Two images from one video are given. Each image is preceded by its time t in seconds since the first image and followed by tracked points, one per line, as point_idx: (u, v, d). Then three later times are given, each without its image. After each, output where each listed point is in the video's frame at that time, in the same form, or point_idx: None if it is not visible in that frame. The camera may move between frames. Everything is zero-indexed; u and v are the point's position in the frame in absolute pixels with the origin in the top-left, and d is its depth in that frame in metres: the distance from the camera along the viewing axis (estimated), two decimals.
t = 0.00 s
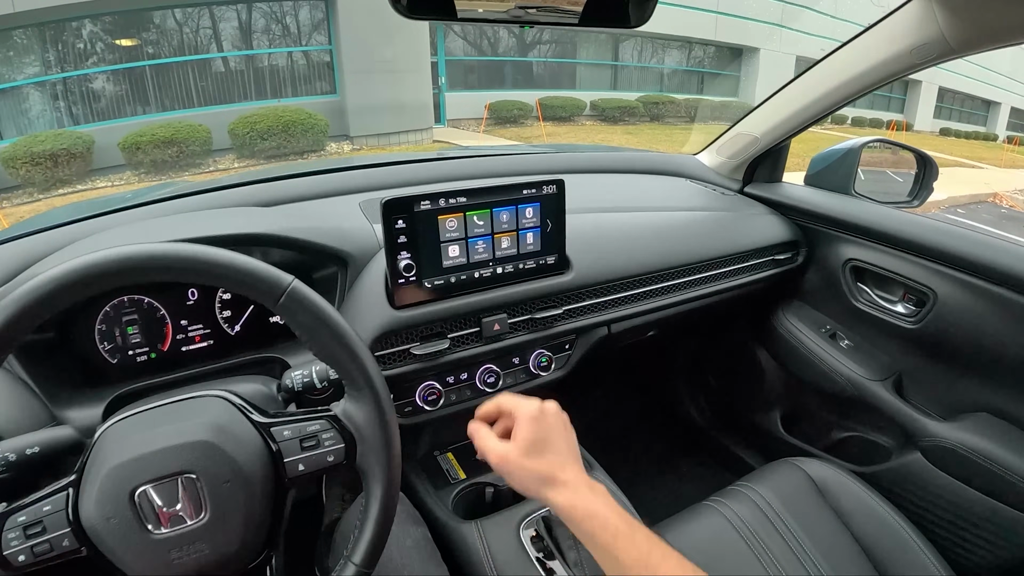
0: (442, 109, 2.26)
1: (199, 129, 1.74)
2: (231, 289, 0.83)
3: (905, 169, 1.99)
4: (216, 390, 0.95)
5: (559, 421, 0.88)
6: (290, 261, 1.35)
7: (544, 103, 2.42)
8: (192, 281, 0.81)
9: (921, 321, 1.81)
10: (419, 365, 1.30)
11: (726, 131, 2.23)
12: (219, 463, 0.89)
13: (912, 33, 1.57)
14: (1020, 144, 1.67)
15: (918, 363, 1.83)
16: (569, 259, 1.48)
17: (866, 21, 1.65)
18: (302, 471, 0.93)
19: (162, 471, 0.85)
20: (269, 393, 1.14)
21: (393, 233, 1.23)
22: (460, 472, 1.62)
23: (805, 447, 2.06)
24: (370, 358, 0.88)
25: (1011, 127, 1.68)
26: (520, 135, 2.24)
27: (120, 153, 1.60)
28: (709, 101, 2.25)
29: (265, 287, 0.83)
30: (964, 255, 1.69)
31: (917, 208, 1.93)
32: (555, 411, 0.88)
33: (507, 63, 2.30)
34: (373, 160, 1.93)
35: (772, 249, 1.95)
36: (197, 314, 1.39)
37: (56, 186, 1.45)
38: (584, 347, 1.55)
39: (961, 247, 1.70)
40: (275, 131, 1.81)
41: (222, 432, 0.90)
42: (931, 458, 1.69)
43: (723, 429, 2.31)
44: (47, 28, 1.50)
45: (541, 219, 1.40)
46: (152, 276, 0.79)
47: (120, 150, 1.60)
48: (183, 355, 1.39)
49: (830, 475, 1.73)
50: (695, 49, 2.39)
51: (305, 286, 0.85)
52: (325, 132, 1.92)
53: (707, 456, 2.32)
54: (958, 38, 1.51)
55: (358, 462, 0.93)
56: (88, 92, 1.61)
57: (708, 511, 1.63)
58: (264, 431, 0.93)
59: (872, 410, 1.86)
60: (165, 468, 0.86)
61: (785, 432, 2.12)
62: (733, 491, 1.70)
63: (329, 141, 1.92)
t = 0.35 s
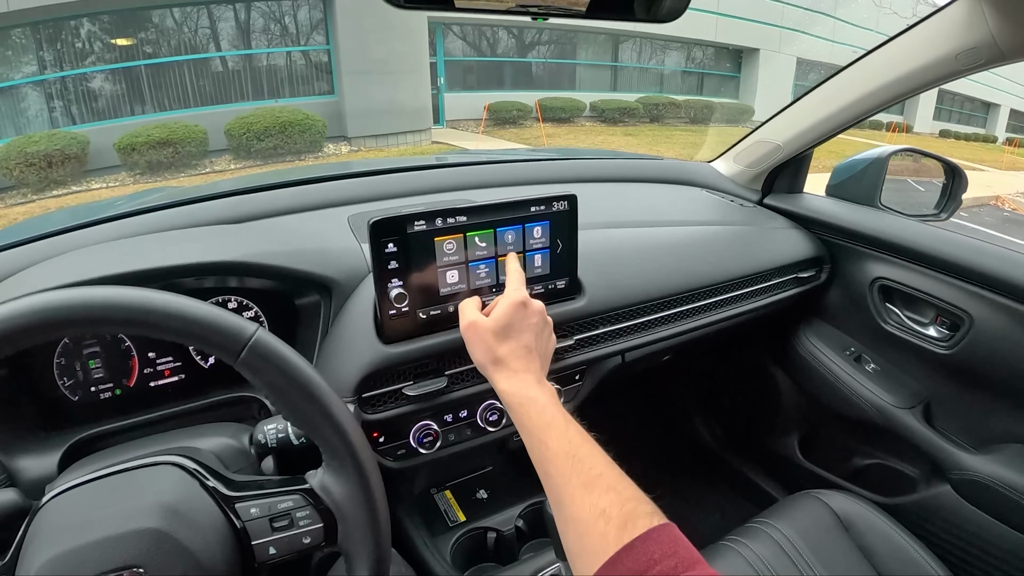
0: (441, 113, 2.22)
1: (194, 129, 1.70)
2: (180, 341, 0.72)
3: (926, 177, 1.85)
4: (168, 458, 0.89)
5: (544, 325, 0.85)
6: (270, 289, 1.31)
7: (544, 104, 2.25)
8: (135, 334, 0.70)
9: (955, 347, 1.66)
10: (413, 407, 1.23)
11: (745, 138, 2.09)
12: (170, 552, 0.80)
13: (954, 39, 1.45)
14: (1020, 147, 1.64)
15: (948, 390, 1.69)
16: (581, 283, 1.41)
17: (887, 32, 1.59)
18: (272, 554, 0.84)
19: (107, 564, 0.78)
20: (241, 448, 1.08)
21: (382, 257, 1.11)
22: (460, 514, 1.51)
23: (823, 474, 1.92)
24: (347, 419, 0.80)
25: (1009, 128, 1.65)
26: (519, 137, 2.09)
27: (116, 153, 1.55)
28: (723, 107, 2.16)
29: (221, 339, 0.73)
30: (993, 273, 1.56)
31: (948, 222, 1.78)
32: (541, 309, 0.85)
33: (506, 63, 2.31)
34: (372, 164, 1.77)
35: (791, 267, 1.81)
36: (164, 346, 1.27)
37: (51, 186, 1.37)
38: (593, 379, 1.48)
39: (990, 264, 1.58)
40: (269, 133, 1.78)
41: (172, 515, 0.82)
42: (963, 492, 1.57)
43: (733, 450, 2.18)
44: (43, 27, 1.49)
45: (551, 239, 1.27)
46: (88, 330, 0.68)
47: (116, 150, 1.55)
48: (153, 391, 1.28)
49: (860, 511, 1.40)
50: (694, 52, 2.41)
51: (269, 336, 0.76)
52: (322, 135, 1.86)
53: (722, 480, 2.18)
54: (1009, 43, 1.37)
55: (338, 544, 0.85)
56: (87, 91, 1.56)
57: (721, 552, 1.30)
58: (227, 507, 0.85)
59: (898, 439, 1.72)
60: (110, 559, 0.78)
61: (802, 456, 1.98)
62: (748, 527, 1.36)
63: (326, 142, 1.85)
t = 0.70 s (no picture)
0: (437, 109, 1.93)
1: (191, 128, 1.51)
2: (135, 345, 0.67)
3: (929, 177, 1.79)
4: (133, 470, 0.84)
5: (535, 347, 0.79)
6: (251, 290, 1.25)
7: (543, 104, 2.11)
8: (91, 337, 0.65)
9: (962, 349, 1.60)
10: (397, 414, 1.18)
11: (745, 134, 2.04)
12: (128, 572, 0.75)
13: (958, 32, 1.40)
14: (1020, 147, 1.57)
15: (955, 394, 1.63)
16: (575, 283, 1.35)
17: (883, 29, 1.55)
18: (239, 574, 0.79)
19: None
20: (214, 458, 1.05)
21: (365, 255, 1.06)
22: (450, 523, 1.45)
23: (826, 480, 1.86)
24: (319, 428, 0.74)
25: (1008, 130, 1.58)
26: (517, 137, 2.02)
27: (112, 152, 1.42)
28: (721, 107, 2.06)
29: (180, 344, 0.67)
30: (1002, 273, 1.51)
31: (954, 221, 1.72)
32: (533, 335, 0.79)
33: (503, 62, 1.99)
34: (371, 163, 1.73)
35: (794, 267, 1.75)
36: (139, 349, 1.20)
37: (47, 186, 1.31)
38: (590, 382, 1.42)
39: (998, 263, 1.52)
40: (271, 131, 1.60)
41: (131, 532, 0.77)
42: (969, 500, 1.51)
43: (734, 454, 2.12)
44: (43, 26, 1.34)
45: (543, 236, 1.25)
46: (42, 333, 0.64)
47: (111, 150, 1.41)
48: (129, 396, 1.22)
49: (859, 516, 1.35)
50: (693, 52, 2.17)
51: (233, 339, 0.70)
52: (321, 133, 1.69)
53: (722, 486, 2.12)
54: (1019, 33, 1.32)
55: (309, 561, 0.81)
56: (85, 90, 1.41)
57: (718, 560, 1.23)
58: (192, 523, 0.80)
59: (903, 444, 1.67)
60: None
61: (805, 461, 1.92)
62: (745, 536, 1.29)
63: (326, 142, 1.71)
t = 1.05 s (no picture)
0: (436, 110, 1.96)
1: (189, 128, 1.49)
2: (114, 346, 0.65)
3: (926, 177, 1.79)
4: (117, 471, 0.83)
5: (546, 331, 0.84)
6: (240, 290, 1.24)
7: (542, 105, 2.09)
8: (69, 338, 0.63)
9: (959, 351, 1.59)
10: (389, 415, 1.18)
11: (739, 136, 2.03)
12: None
13: (954, 31, 1.39)
14: (1019, 148, 1.57)
15: (952, 396, 1.62)
16: (569, 284, 1.34)
17: (878, 29, 1.54)
18: None
19: None
20: (201, 461, 1.03)
21: (353, 256, 1.05)
22: (442, 525, 1.43)
23: (823, 483, 1.84)
24: (302, 431, 0.73)
25: (1007, 131, 1.58)
26: (516, 137, 2.01)
27: (111, 152, 1.40)
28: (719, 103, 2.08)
29: (161, 347, 0.65)
30: (1000, 274, 1.50)
31: (952, 221, 1.71)
32: (542, 317, 0.83)
33: (504, 64, 2.04)
34: (369, 162, 1.71)
35: (791, 267, 1.74)
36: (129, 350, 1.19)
37: (45, 185, 1.29)
38: (583, 382, 1.41)
39: (995, 264, 1.51)
40: (270, 131, 1.57)
41: (112, 536, 0.76)
42: (966, 502, 1.50)
43: (731, 456, 2.10)
44: (41, 25, 1.29)
45: (536, 236, 1.23)
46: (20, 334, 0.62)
47: (110, 150, 1.40)
48: (118, 396, 1.21)
49: (856, 519, 1.34)
50: (692, 52, 2.14)
51: (215, 340, 0.68)
52: (320, 133, 1.67)
53: (718, 488, 2.11)
54: (1016, 31, 1.31)
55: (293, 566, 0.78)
56: (84, 90, 1.38)
57: (713, 562, 1.21)
58: (174, 526, 0.78)
59: (899, 446, 1.65)
60: None
61: (802, 464, 1.91)
62: (741, 539, 1.28)
63: (323, 143, 1.68)
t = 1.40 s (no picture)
0: (436, 109, 2.00)
1: (186, 127, 1.48)
2: (109, 343, 0.65)
3: (925, 177, 1.79)
4: (113, 468, 0.83)
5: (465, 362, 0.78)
6: (236, 288, 1.23)
7: (540, 105, 2.10)
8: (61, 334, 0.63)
9: (956, 351, 1.59)
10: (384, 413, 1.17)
11: (738, 136, 2.04)
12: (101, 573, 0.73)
13: (951, 31, 1.39)
14: (1017, 150, 1.54)
15: (948, 395, 1.63)
16: (564, 283, 1.34)
17: (874, 29, 1.54)
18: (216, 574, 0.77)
19: None
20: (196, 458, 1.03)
21: (349, 254, 1.05)
22: (438, 523, 1.43)
23: (820, 482, 1.84)
24: (297, 427, 0.73)
25: (1006, 132, 1.55)
26: (514, 137, 2.06)
27: (110, 151, 1.42)
28: (718, 103, 2.04)
29: (153, 342, 0.65)
30: (997, 274, 1.50)
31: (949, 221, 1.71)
32: (451, 351, 0.77)
33: (503, 64, 1.99)
34: (372, 161, 1.72)
35: (788, 267, 1.75)
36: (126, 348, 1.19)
37: (43, 184, 1.28)
38: (579, 382, 1.41)
39: (992, 264, 1.52)
40: (268, 129, 1.59)
41: (106, 532, 0.76)
42: (962, 501, 1.50)
43: (729, 457, 2.10)
44: (40, 24, 1.28)
45: (531, 235, 1.24)
46: (14, 332, 0.62)
47: (110, 150, 1.42)
48: (114, 394, 1.21)
49: (852, 518, 1.34)
50: (691, 52, 2.12)
51: (209, 337, 0.68)
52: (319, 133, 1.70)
53: (715, 488, 2.11)
54: (1013, 30, 1.31)
55: (287, 563, 0.78)
56: (83, 89, 1.39)
57: (708, 560, 1.21)
58: (168, 523, 0.78)
59: (896, 446, 1.66)
60: None
61: (798, 462, 1.91)
62: (738, 539, 1.27)
63: (321, 142, 1.70)
